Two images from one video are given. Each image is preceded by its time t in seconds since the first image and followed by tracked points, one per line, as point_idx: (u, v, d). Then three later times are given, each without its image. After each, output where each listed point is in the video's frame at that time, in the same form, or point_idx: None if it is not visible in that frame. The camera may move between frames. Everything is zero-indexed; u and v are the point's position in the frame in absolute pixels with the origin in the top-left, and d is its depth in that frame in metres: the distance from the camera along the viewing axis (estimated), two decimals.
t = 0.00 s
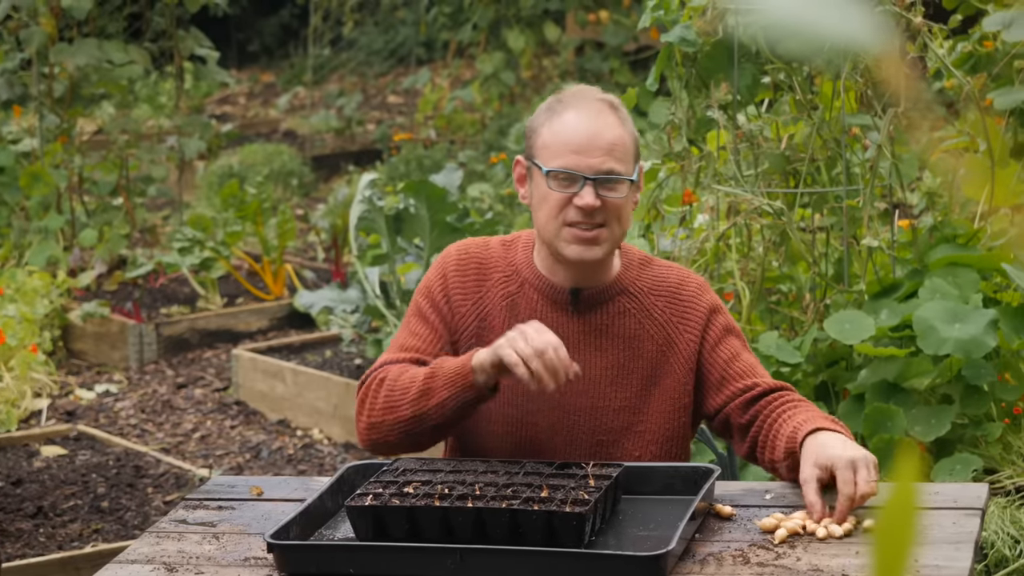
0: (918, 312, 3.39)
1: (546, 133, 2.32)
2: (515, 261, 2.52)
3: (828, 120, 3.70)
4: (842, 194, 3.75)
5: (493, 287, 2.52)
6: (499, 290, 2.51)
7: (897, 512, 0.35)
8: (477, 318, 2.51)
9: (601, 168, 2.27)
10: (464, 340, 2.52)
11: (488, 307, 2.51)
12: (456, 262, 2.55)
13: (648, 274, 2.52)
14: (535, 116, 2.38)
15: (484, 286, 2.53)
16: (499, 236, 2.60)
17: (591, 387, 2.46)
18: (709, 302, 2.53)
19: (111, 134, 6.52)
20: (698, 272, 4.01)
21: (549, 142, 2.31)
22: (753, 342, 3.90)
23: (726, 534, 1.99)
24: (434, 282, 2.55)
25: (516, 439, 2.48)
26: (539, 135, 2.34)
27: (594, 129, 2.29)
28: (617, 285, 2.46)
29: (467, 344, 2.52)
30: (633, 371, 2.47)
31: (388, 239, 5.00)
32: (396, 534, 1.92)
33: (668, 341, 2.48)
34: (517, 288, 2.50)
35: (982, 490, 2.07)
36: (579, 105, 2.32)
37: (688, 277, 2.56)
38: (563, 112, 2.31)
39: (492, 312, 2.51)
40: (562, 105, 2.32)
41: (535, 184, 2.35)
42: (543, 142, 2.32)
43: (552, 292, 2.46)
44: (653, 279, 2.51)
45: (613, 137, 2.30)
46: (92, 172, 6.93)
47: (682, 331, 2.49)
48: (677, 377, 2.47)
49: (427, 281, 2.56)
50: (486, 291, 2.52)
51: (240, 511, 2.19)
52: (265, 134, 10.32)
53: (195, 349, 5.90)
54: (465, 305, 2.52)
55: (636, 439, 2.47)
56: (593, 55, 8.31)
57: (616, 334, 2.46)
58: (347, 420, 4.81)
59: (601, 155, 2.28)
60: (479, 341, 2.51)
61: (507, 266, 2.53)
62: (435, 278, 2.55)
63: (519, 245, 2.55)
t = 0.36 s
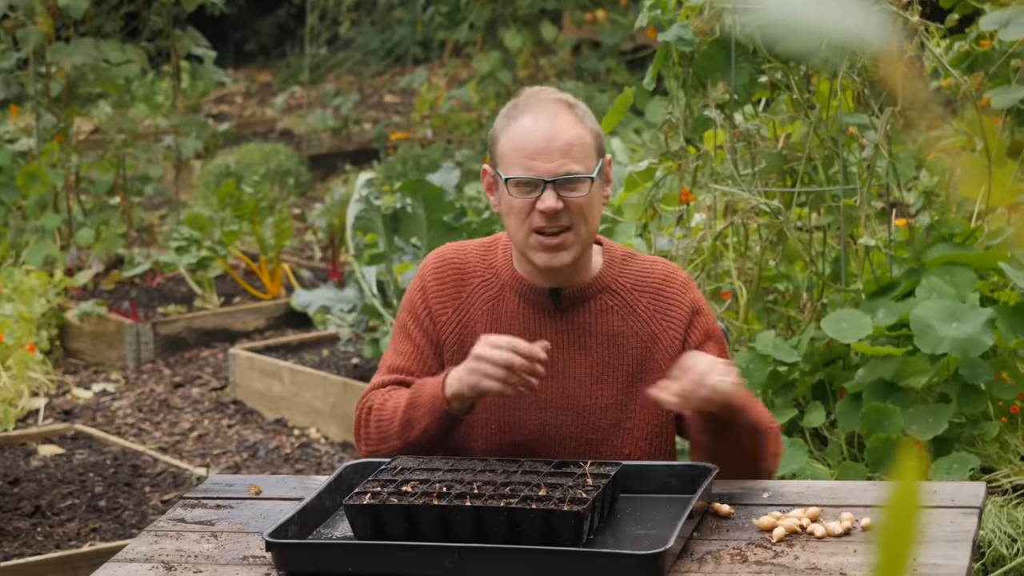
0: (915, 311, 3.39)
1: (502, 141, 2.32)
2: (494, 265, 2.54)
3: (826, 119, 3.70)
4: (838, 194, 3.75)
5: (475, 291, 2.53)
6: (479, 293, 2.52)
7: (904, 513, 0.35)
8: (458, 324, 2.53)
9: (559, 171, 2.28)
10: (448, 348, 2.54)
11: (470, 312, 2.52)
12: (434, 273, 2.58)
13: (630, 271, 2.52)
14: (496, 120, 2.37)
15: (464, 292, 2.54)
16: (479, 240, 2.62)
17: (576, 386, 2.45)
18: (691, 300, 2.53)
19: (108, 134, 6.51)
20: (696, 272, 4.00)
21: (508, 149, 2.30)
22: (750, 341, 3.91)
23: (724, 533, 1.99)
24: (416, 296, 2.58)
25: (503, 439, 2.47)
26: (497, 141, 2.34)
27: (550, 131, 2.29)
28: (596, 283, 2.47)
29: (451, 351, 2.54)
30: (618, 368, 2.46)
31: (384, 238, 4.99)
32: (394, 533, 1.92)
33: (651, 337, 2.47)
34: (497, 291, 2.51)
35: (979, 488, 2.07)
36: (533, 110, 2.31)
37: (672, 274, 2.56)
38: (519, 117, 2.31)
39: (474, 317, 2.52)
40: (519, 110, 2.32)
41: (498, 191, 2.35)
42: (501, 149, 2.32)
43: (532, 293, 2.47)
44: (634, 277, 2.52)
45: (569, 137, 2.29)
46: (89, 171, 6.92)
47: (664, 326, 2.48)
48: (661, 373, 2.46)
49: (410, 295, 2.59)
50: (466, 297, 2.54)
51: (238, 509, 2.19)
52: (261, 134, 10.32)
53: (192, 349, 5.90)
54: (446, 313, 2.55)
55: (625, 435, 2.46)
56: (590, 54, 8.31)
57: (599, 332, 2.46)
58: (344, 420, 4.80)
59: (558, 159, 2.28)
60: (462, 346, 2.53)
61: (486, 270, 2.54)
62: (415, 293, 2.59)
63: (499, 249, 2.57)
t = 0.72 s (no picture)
0: (913, 308, 3.39)
1: (480, 154, 2.28)
2: (482, 264, 2.53)
3: (825, 117, 3.70)
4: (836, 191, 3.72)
5: (463, 290, 2.53)
6: (468, 293, 2.52)
7: (913, 508, 0.35)
8: (448, 325, 2.53)
9: (534, 189, 2.24)
10: (438, 349, 2.54)
11: (458, 312, 2.53)
12: (424, 273, 2.58)
13: (617, 267, 2.52)
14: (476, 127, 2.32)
15: (454, 291, 2.54)
16: (468, 239, 2.61)
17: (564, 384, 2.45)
18: (676, 296, 2.53)
19: (106, 131, 6.50)
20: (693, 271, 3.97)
21: (484, 164, 2.27)
22: (748, 339, 3.91)
23: (723, 530, 1.99)
24: (406, 296, 2.58)
25: (494, 438, 2.48)
26: (476, 152, 2.30)
27: (526, 147, 2.24)
28: (583, 281, 2.46)
29: (442, 351, 2.54)
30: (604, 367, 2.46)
31: (382, 236, 4.98)
32: (394, 530, 1.92)
33: (635, 335, 2.48)
34: (485, 291, 2.50)
35: (979, 485, 2.07)
36: (508, 123, 2.26)
37: (659, 269, 2.55)
38: (494, 131, 2.26)
39: (463, 317, 2.52)
40: (496, 123, 2.27)
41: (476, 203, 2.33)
42: (479, 162, 2.28)
43: (518, 293, 2.46)
44: (621, 273, 2.51)
45: (545, 152, 2.25)
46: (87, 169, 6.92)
47: (649, 324, 2.48)
48: (643, 371, 2.48)
49: (401, 296, 2.59)
50: (455, 297, 2.54)
51: (238, 507, 2.19)
52: (259, 132, 10.32)
53: (190, 346, 5.89)
54: (436, 315, 2.55)
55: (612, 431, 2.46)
56: (587, 53, 8.32)
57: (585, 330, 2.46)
58: (342, 417, 4.80)
59: (533, 177, 2.23)
60: (451, 347, 2.53)
61: (474, 270, 2.54)
62: (407, 294, 2.59)
63: (485, 247, 2.56)
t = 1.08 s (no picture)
0: (908, 305, 3.39)
1: (469, 155, 2.28)
2: (474, 262, 2.53)
3: (820, 114, 3.71)
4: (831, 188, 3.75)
5: (455, 289, 2.53)
6: (460, 292, 2.52)
7: (919, 505, 0.35)
8: (440, 324, 2.53)
9: (523, 194, 2.24)
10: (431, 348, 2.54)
11: (451, 311, 2.52)
12: (416, 272, 2.57)
13: (609, 264, 2.51)
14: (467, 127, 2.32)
15: (446, 290, 2.54)
16: (459, 238, 2.61)
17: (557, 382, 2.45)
18: (669, 292, 2.53)
19: (100, 127, 6.49)
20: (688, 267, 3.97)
21: (474, 166, 2.26)
22: (743, 335, 3.90)
23: (719, 526, 2.00)
24: (398, 297, 2.57)
25: (488, 436, 2.48)
26: (466, 152, 2.29)
27: (515, 150, 2.23)
28: (576, 278, 2.46)
29: (434, 350, 2.54)
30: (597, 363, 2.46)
31: (378, 232, 4.98)
32: (391, 526, 1.92)
33: (628, 332, 2.48)
34: (477, 289, 2.50)
35: (974, 481, 2.08)
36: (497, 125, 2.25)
37: (652, 266, 2.55)
38: (484, 132, 2.25)
39: (456, 315, 2.51)
40: (485, 123, 2.26)
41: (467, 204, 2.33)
42: (469, 162, 2.28)
43: (510, 291, 2.46)
44: (614, 269, 2.51)
45: (534, 155, 2.24)
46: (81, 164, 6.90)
47: (642, 320, 2.48)
48: (638, 368, 2.48)
49: (393, 296, 2.59)
50: (447, 296, 2.53)
51: (234, 503, 2.19)
52: (253, 128, 10.30)
53: (185, 342, 5.89)
54: (429, 314, 2.54)
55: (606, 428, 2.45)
56: (582, 49, 8.32)
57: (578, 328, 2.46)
58: (337, 413, 4.80)
59: (522, 180, 2.23)
60: (444, 345, 2.53)
61: (466, 268, 2.54)
62: (399, 293, 2.58)
63: (478, 245, 2.56)
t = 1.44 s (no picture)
0: (900, 301, 3.40)
1: (480, 139, 2.28)
2: (477, 254, 2.52)
3: (812, 110, 3.72)
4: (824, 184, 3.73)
5: (457, 282, 2.52)
6: (463, 284, 2.51)
7: (917, 501, 0.34)
8: (440, 316, 2.52)
9: (535, 170, 2.24)
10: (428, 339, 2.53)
11: (452, 303, 2.52)
12: (418, 261, 2.56)
13: (615, 262, 2.51)
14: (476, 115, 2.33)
15: (448, 282, 2.53)
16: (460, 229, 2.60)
17: (558, 376, 2.45)
18: (674, 294, 2.53)
19: (92, 122, 6.47)
20: (680, 263, 3.97)
21: (484, 144, 2.26)
22: (735, 331, 3.91)
23: (712, 521, 2.00)
24: (396, 283, 2.57)
25: (485, 428, 2.48)
26: (476, 136, 2.30)
27: (527, 128, 2.25)
28: (581, 274, 2.46)
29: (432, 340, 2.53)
30: (599, 360, 2.45)
31: (370, 227, 4.97)
32: (383, 520, 1.92)
33: (633, 331, 2.47)
34: (480, 281, 2.49)
35: (966, 477, 2.08)
36: (511, 106, 2.26)
37: (656, 266, 2.55)
38: (496, 114, 2.27)
39: (457, 307, 2.51)
40: (497, 106, 2.27)
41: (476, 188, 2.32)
42: (479, 144, 2.28)
43: (514, 285, 2.46)
44: (619, 267, 2.50)
45: (546, 135, 2.25)
46: (73, 160, 6.89)
47: (647, 321, 2.48)
48: (642, 366, 2.47)
49: (389, 281, 2.58)
50: (448, 288, 2.53)
51: (226, 497, 2.19)
52: (245, 123, 10.29)
53: (176, 338, 5.88)
54: (430, 302, 2.53)
55: (605, 425, 2.47)
56: (574, 45, 8.32)
57: (582, 323, 2.45)
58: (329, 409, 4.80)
59: (535, 157, 2.24)
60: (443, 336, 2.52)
61: (469, 260, 2.53)
62: (398, 276, 2.57)
63: (482, 237, 2.54)
